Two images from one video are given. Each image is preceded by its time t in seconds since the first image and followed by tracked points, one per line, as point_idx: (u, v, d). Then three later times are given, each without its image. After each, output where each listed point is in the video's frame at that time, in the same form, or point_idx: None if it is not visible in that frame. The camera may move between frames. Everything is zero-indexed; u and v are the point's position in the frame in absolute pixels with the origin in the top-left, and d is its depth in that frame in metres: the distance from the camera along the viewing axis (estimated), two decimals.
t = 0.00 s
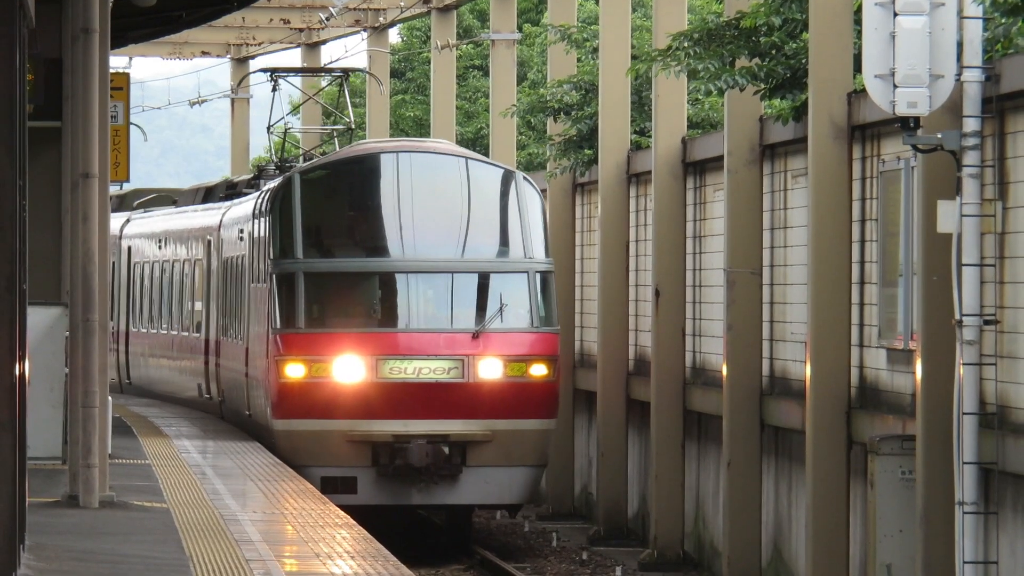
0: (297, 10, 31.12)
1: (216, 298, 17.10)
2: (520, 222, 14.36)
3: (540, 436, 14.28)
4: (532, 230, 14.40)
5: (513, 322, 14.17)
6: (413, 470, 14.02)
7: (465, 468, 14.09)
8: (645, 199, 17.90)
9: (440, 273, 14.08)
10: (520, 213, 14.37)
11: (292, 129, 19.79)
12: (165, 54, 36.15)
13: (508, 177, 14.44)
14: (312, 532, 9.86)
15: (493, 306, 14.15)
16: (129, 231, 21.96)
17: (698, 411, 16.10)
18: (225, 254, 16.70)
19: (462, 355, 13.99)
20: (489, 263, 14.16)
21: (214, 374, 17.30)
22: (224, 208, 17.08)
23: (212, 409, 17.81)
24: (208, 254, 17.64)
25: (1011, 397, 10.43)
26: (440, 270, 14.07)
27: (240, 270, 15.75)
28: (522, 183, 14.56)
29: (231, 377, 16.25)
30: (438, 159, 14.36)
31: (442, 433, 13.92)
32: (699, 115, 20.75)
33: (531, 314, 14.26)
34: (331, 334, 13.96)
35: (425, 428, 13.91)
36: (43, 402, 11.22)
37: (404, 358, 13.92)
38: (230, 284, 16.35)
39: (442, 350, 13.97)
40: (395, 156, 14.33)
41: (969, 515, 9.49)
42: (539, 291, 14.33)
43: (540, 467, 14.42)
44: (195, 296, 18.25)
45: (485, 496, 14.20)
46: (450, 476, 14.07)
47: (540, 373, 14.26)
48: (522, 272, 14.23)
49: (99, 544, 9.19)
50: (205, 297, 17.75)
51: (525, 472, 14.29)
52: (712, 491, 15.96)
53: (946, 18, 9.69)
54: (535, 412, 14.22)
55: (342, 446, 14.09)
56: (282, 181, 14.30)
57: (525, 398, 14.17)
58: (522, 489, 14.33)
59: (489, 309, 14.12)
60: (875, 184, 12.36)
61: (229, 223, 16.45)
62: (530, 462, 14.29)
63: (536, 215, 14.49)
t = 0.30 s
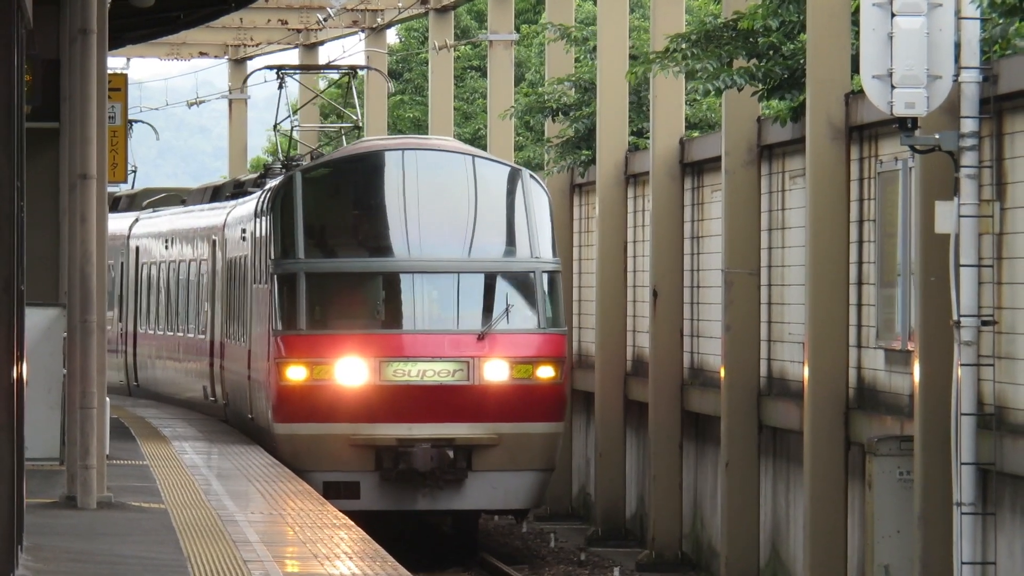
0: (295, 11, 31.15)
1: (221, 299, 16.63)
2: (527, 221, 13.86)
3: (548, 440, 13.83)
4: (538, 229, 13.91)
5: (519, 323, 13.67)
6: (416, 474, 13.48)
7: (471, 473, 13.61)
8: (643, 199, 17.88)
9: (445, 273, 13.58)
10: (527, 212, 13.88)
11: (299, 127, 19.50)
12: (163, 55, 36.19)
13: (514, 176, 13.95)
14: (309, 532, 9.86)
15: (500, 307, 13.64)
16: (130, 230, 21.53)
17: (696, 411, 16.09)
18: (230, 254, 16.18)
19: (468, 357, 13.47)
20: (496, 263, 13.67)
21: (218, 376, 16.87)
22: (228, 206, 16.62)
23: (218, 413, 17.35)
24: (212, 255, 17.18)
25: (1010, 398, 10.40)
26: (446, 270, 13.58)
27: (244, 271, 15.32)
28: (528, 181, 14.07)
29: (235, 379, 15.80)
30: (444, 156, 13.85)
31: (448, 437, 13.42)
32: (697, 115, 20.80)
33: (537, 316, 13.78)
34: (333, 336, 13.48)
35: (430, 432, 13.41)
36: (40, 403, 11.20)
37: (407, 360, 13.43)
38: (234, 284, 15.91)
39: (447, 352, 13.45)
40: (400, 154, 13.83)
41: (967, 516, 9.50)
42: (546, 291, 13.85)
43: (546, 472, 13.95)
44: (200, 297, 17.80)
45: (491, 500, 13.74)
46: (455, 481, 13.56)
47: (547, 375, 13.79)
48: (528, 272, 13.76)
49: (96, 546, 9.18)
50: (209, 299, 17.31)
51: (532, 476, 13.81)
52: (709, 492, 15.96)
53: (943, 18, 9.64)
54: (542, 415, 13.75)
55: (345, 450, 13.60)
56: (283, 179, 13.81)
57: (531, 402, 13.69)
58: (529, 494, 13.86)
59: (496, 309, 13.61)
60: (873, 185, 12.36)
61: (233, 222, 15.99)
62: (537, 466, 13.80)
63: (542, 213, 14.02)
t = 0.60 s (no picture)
0: (293, 12, 31.16)
1: (225, 300, 16.40)
2: (535, 219, 13.70)
3: (557, 443, 13.61)
4: (545, 229, 13.74)
5: (527, 324, 13.49)
6: (421, 479, 13.35)
7: (477, 477, 13.42)
8: (641, 200, 17.87)
9: (452, 273, 13.42)
10: (534, 211, 13.73)
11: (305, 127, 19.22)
12: (161, 56, 36.18)
13: (522, 173, 13.80)
14: (311, 532, 9.89)
15: (508, 307, 13.47)
16: (136, 231, 21.24)
17: (695, 412, 16.09)
18: (234, 255, 15.91)
19: (474, 359, 13.31)
20: (503, 263, 13.49)
21: (223, 379, 16.62)
22: (231, 206, 16.41)
23: (222, 417, 17.10)
24: (216, 255, 16.95)
25: (1008, 397, 10.40)
26: (452, 270, 13.42)
27: (247, 272, 15.10)
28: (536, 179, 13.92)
29: (239, 382, 15.57)
30: (451, 154, 13.73)
31: (453, 440, 13.24)
32: (697, 115, 20.82)
33: (546, 316, 13.57)
34: (337, 338, 13.28)
35: (435, 436, 13.22)
36: (39, 404, 11.19)
37: (413, 362, 13.24)
38: (238, 286, 15.68)
39: (453, 354, 13.27)
40: (406, 152, 13.69)
41: (966, 515, 9.49)
42: (555, 292, 13.66)
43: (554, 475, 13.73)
44: (204, 298, 17.58)
45: (498, 505, 13.54)
46: (461, 485, 13.38)
47: (556, 378, 13.57)
48: (537, 272, 13.56)
49: (94, 546, 9.18)
50: (213, 300, 17.07)
51: (539, 480, 13.58)
52: (708, 492, 15.96)
53: (941, 18, 9.65)
54: (550, 417, 13.55)
55: (349, 455, 13.38)
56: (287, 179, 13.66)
57: (539, 404, 13.50)
58: (536, 498, 13.65)
59: (503, 311, 13.44)
60: (871, 185, 12.36)
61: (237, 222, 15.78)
62: (546, 471, 13.59)
63: (550, 212, 13.85)
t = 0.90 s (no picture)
0: (293, 13, 31.19)
1: (231, 302, 16.11)
2: (545, 220, 13.31)
3: (566, 449, 13.27)
4: (556, 229, 13.35)
5: (536, 327, 13.13)
6: (427, 485, 13.04)
7: (484, 484, 13.07)
8: (640, 202, 17.86)
9: (459, 274, 13.05)
10: (544, 211, 13.32)
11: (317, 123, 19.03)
12: (160, 57, 36.19)
13: (532, 172, 13.38)
14: (315, 534, 9.90)
15: (516, 310, 13.12)
16: (142, 230, 20.85)
17: (694, 413, 16.10)
18: (240, 255, 15.65)
19: (481, 363, 12.95)
20: (511, 264, 13.13)
21: (229, 381, 16.27)
22: (237, 205, 16.11)
23: (228, 420, 16.76)
24: (222, 255, 16.67)
25: (1007, 399, 10.40)
26: (460, 271, 13.05)
27: (253, 272, 14.77)
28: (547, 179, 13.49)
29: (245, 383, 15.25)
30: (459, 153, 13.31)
31: (460, 446, 12.91)
32: (696, 117, 20.84)
33: (556, 318, 13.21)
34: (342, 341, 12.95)
35: (442, 441, 12.90)
36: (39, 405, 11.19)
37: (419, 366, 12.89)
38: (243, 287, 15.37)
39: (460, 357, 12.92)
40: (413, 150, 13.28)
41: (965, 517, 9.49)
42: (564, 294, 13.29)
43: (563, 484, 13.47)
44: (210, 299, 17.27)
45: (506, 513, 13.19)
46: (469, 492, 13.04)
47: (566, 382, 13.22)
48: (546, 273, 13.21)
49: (93, 548, 9.18)
50: (220, 301, 16.76)
51: (548, 487, 13.27)
52: (707, 492, 15.97)
53: (941, 20, 9.67)
54: (559, 423, 13.19)
55: (354, 460, 13.08)
56: (291, 177, 13.31)
57: (548, 409, 13.14)
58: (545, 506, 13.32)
59: (511, 313, 13.09)
60: (870, 187, 12.36)
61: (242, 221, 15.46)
62: (555, 477, 13.28)
63: (560, 212, 13.45)
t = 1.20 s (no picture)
0: (293, 13, 31.23)
1: (238, 301, 15.81)
2: (557, 217, 12.93)
3: (576, 451, 12.84)
4: (569, 225, 12.98)
5: (547, 327, 12.77)
6: (436, 488, 12.61)
7: (494, 487, 12.65)
8: (640, 201, 17.86)
9: (469, 272, 12.68)
10: (556, 208, 12.95)
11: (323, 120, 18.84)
12: (160, 57, 36.22)
13: (543, 169, 13.03)
14: (320, 533, 9.88)
15: (527, 310, 12.74)
16: (153, 229, 20.48)
17: (694, 413, 16.11)
18: (246, 253, 15.34)
19: (491, 363, 12.57)
20: (522, 262, 12.76)
21: (237, 381, 15.93)
22: (243, 202, 15.82)
23: (235, 422, 16.39)
24: (230, 253, 16.36)
25: (1007, 398, 10.40)
26: (470, 269, 12.67)
27: (258, 270, 14.43)
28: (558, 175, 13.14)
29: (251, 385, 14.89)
30: (468, 149, 12.97)
31: (469, 449, 12.53)
32: (696, 116, 20.85)
33: (567, 319, 12.84)
34: (348, 340, 12.57)
35: (451, 443, 12.50)
36: (39, 404, 11.19)
37: (427, 366, 12.50)
38: (250, 285, 15.03)
39: (469, 358, 12.54)
40: (421, 146, 12.94)
41: (965, 516, 9.47)
42: (576, 294, 12.92)
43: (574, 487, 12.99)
44: (218, 298, 16.95)
45: (515, 518, 12.76)
46: (478, 496, 12.63)
47: (577, 383, 12.83)
48: (557, 272, 12.84)
49: (93, 547, 9.18)
50: (227, 300, 16.40)
51: (558, 490, 12.81)
52: (707, 491, 15.98)
53: (942, 20, 9.62)
54: (571, 425, 12.80)
55: (359, 463, 12.66)
56: (296, 172, 12.95)
57: (559, 411, 12.75)
58: (555, 509, 12.86)
59: (522, 313, 12.72)
60: (870, 186, 12.36)
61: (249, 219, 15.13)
62: (564, 481, 12.83)
63: (572, 209, 13.09)
